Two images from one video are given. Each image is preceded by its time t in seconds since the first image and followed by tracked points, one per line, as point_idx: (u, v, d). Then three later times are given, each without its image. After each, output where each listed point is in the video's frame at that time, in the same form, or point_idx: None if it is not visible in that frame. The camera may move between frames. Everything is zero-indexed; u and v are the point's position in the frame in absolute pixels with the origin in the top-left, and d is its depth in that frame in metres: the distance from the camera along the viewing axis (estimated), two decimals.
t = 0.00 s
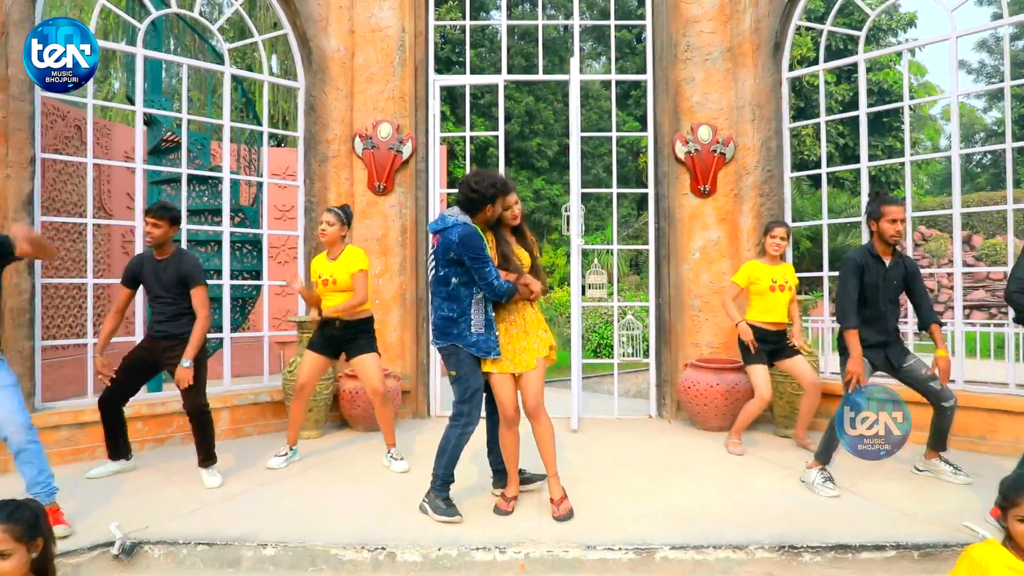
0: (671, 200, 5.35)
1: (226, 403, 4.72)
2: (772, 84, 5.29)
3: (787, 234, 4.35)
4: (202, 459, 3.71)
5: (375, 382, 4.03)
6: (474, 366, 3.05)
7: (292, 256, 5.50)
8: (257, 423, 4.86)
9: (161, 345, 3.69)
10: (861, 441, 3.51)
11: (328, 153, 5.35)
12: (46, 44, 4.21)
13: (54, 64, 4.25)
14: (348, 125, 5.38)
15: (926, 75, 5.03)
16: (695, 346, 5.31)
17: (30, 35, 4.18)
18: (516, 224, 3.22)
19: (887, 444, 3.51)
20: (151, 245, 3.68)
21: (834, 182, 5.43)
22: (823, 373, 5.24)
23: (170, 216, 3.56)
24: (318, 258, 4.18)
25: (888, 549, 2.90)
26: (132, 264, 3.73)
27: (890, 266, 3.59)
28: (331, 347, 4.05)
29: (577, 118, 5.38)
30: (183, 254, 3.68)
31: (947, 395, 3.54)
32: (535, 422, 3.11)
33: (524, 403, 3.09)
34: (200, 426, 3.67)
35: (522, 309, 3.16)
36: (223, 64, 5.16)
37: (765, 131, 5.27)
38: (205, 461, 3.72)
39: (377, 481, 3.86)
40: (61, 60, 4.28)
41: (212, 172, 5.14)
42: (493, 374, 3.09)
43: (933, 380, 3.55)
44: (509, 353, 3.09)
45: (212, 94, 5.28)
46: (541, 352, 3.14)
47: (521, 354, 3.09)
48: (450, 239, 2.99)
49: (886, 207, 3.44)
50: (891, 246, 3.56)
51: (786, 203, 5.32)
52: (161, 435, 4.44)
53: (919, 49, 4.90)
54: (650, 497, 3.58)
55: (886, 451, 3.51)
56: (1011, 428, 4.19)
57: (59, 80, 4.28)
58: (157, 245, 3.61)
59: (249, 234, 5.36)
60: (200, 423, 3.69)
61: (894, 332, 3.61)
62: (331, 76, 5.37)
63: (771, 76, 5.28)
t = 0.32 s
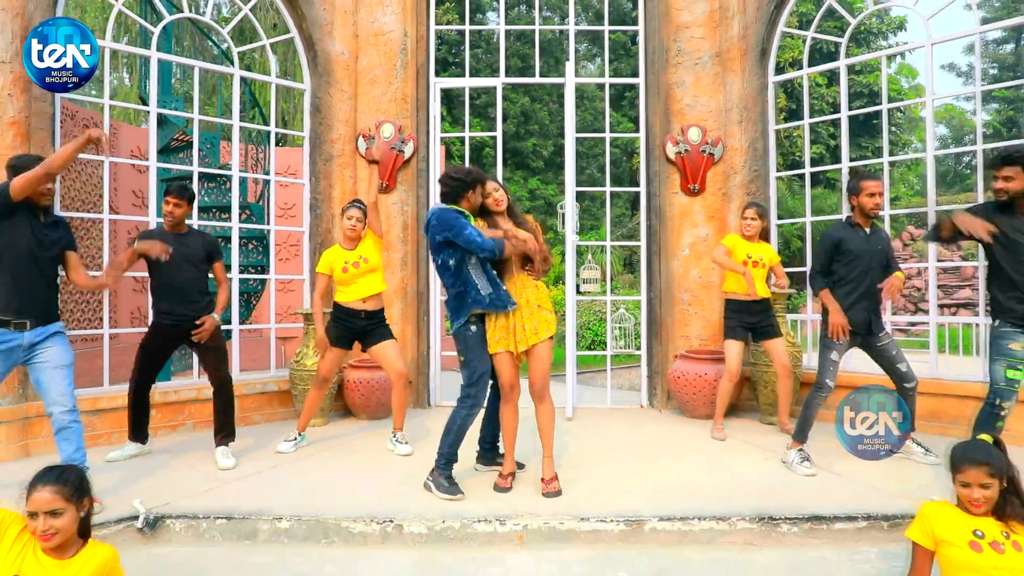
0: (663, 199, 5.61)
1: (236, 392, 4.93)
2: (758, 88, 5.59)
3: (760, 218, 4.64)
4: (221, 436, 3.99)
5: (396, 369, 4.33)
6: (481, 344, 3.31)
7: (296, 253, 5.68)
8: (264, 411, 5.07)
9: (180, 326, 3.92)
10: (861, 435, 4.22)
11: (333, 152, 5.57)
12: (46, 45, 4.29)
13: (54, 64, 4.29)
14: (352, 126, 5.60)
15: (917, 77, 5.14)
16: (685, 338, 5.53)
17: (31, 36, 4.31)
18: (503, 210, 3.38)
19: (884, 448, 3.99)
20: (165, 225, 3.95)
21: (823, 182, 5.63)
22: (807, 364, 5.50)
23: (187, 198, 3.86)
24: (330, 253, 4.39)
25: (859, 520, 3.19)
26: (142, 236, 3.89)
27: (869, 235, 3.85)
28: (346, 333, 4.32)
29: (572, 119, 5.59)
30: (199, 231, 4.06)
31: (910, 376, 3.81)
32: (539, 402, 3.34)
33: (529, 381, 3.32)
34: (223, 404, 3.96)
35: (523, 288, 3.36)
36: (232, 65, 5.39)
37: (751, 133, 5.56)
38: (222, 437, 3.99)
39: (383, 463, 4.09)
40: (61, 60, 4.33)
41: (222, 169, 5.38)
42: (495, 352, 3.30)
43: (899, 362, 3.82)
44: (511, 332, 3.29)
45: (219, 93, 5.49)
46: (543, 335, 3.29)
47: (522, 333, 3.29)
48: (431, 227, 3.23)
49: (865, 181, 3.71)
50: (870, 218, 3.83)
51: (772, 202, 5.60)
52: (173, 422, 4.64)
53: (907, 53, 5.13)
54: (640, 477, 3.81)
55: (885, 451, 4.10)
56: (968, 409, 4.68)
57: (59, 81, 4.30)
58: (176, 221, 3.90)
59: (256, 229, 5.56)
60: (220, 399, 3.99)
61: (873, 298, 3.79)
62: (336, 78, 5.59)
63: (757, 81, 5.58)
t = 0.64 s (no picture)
0: (652, 196, 5.81)
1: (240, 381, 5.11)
2: (744, 90, 5.81)
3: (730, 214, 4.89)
4: (227, 422, 4.16)
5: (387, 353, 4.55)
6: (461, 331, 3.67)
7: (298, 250, 5.88)
8: (267, 400, 5.25)
9: (184, 318, 4.12)
10: (858, 436, 4.27)
11: (333, 151, 5.78)
12: (46, 45, 4.48)
13: (54, 64, 4.50)
14: (352, 125, 5.81)
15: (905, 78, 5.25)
16: (674, 330, 5.76)
17: (31, 36, 4.49)
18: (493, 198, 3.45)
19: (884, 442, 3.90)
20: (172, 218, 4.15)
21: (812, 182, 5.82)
22: (790, 355, 5.73)
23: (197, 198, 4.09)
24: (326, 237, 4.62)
25: (834, 496, 3.41)
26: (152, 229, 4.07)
27: (829, 226, 4.20)
28: (347, 321, 4.53)
29: (565, 119, 5.80)
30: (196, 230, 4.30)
31: (880, 369, 4.06)
32: (529, 390, 3.58)
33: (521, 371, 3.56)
34: (230, 391, 4.17)
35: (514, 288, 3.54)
36: (237, 66, 5.61)
37: (738, 132, 5.78)
38: (228, 424, 4.16)
39: (384, 448, 4.28)
40: (61, 60, 4.51)
41: (226, 168, 5.58)
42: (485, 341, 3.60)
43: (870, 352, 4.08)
44: (499, 327, 3.52)
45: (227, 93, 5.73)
46: (528, 336, 3.46)
47: (508, 329, 3.50)
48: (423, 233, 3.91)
49: (818, 174, 4.00)
50: (827, 210, 4.16)
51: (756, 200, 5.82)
52: (180, 410, 4.81)
53: (897, 53, 5.28)
54: (628, 460, 4.03)
55: (884, 450, 3.94)
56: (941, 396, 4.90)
57: (59, 80, 4.52)
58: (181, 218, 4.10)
59: (259, 225, 5.70)
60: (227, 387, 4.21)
61: (835, 283, 4.12)
62: (336, 80, 5.79)
63: (743, 83, 5.81)
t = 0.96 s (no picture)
0: (644, 193, 6.00)
1: (245, 373, 5.28)
2: (733, 91, 5.96)
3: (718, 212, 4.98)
4: (229, 410, 4.31)
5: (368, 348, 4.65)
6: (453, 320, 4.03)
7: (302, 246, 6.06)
8: (271, 391, 5.42)
9: (164, 314, 4.24)
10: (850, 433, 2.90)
11: (334, 149, 5.92)
12: (45, 45, 4.53)
13: (54, 64, 4.53)
14: (352, 125, 5.96)
15: (903, 78, 5.38)
16: (665, 324, 5.93)
17: (31, 35, 4.57)
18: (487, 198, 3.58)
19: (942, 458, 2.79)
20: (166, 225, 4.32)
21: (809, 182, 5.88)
22: (778, 348, 5.92)
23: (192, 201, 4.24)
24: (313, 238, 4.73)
25: (813, 478, 3.59)
26: (144, 236, 4.26)
27: (821, 224, 4.35)
28: (323, 317, 4.66)
29: (560, 119, 5.97)
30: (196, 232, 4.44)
31: (863, 359, 4.24)
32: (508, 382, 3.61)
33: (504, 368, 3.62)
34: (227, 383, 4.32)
35: (506, 286, 3.65)
36: (242, 67, 5.75)
37: (727, 133, 5.94)
38: (231, 412, 4.32)
39: (385, 435, 4.45)
40: (61, 60, 4.55)
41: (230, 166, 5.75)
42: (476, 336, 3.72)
43: (855, 345, 4.26)
44: (489, 323, 3.66)
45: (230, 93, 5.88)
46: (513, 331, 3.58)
47: (498, 325, 3.63)
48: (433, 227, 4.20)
49: (807, 176, 4.18)
50: (820, 209, 4.32)
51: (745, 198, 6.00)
52: (187, 400, 4.98)
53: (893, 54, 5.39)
54: (620, 446, 4.21)
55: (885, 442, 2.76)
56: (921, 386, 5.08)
57: (59, 80, 4.53)
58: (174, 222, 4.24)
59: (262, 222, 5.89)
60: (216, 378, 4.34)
61: (821, 276, 4.30)
62: (337, 81, 5.94)
63: (732, 84, 5.95)
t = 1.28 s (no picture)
0: (639, 190, 6.14)
1: (248, 365, 5.40)
2: (726, 90, 6.08)
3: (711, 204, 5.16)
4: (236, 400, 4.43)
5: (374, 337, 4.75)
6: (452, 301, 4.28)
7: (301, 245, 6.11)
8: (274, 383, 5.53)
9: (185, 299, 4.35)
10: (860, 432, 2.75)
11: (335, 147, 6.03)
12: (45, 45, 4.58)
13: (54, 64, 4.61)
14: (353, 123, 6.07)
15: (898, 78, 5.43)
16: (659, 318, 6.06)
17: (31, 36, 4.61)
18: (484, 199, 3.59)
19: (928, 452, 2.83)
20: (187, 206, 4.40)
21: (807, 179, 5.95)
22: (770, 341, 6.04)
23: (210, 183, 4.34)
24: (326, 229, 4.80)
25: (801, 464, 3.70)
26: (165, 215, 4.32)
27: (806, 215, 4.49)
28: (333, 303, 4.81)
29: (557, 118, 6.10)
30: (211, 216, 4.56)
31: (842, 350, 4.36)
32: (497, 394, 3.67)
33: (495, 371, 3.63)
34: (235, 372, 4.44)
35: (495, 291, 3.60)
36: (245, 67, 5.85)
37: (721, 130, 6.05)
38: (238, 402, 4.44)
39: (387, 426, 4.57)
40: (61, 60, 4.63)
41: (234, 164, 5.86)
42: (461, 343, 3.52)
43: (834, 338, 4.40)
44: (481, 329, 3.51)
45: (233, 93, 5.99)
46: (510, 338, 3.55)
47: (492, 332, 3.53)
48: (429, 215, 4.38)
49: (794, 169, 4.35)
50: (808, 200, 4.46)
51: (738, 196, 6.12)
52: (192, 392, 5.10)
53: (887, 53, 5.49)
54: (614, 436, 4.34)
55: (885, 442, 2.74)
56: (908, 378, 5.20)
57: (59, 80, 4.63)
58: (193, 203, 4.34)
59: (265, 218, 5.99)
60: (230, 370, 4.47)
61: (804, 270, 4.42)
62: (338, 80, 6.06)
63: (725, 83, 6.07)
